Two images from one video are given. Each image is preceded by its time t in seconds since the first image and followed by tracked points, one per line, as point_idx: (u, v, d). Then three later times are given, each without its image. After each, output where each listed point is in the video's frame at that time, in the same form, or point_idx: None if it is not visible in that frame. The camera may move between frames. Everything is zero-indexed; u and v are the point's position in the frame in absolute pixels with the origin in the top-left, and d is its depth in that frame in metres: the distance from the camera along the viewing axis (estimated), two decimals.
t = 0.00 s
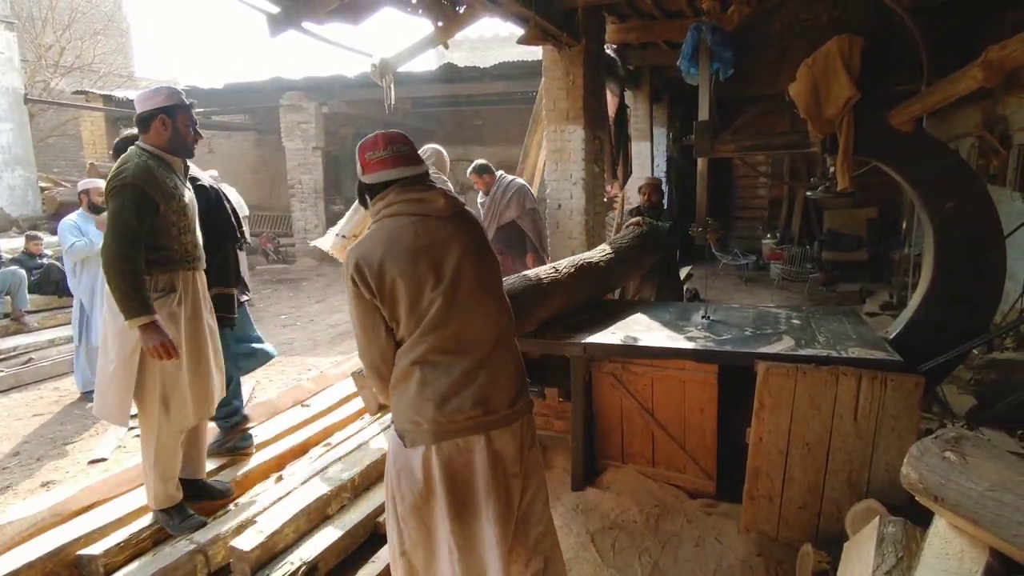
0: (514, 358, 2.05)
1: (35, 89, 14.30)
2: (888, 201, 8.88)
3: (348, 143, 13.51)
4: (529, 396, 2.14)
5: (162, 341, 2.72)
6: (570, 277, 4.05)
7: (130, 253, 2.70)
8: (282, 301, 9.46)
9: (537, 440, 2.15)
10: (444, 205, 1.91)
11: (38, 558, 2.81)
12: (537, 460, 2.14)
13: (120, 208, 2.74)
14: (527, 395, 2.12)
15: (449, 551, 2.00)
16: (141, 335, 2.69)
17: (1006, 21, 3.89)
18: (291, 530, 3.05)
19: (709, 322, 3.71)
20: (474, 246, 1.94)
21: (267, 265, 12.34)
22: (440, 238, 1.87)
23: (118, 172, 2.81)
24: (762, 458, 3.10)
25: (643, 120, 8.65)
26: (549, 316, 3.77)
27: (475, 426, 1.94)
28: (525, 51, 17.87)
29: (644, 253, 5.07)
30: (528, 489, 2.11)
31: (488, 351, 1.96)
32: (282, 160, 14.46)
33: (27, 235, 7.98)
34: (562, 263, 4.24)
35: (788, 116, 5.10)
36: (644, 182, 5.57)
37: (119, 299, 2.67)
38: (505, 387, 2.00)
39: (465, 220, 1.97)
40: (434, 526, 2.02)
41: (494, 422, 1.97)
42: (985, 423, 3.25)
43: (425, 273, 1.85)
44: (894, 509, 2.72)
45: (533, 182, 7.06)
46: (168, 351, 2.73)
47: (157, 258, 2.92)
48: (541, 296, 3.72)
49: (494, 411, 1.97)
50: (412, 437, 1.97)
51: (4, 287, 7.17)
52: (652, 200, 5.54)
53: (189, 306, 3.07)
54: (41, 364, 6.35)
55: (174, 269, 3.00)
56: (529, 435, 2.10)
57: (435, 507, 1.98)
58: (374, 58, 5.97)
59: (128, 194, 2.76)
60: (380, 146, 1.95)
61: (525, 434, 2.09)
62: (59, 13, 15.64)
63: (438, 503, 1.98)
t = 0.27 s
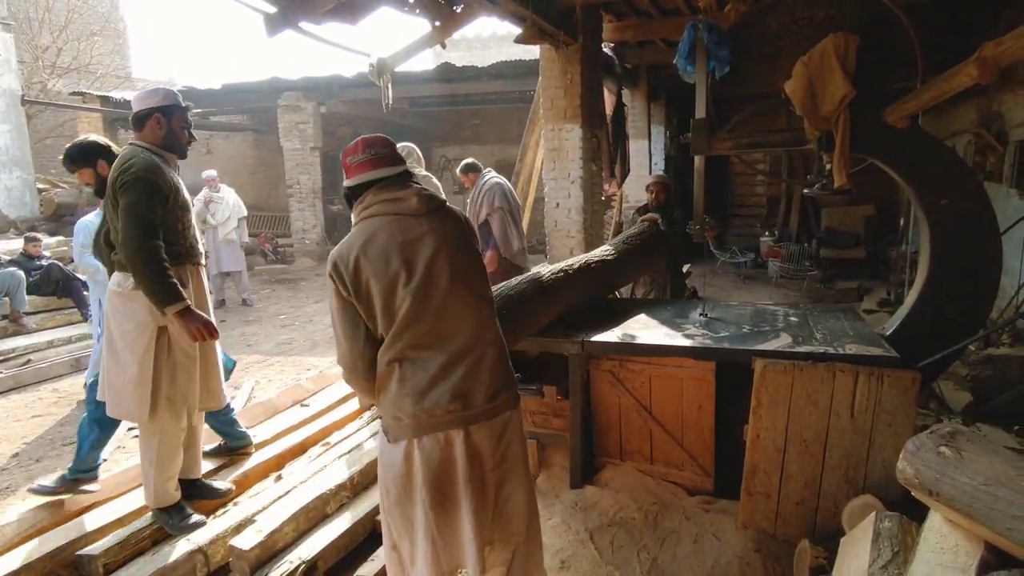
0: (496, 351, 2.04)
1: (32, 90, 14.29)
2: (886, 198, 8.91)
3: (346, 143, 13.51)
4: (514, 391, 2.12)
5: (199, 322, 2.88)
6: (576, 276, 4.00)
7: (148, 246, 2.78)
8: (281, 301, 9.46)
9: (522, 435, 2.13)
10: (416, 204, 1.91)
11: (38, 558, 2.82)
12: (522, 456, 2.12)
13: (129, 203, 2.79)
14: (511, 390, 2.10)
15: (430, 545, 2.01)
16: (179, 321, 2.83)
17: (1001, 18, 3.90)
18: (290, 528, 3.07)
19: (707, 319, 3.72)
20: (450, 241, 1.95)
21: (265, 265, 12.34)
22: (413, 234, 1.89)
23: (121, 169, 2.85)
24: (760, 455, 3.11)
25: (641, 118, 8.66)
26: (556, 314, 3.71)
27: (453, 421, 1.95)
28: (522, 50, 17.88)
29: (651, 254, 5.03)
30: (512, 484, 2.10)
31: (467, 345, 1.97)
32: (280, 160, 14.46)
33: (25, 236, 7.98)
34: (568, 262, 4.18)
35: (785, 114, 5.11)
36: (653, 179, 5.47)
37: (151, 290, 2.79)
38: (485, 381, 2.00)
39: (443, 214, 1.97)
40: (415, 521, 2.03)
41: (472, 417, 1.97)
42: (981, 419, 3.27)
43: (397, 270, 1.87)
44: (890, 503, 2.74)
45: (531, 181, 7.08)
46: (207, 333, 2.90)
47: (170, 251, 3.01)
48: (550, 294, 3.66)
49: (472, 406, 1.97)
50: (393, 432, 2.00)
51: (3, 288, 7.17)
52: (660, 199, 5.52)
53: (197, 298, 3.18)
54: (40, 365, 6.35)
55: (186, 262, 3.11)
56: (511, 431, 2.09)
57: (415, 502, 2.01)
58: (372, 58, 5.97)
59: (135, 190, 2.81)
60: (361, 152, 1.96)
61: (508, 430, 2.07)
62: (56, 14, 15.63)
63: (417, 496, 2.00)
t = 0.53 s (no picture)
0: (474, 353, 2.05)
1: (26, 94, 14.27)
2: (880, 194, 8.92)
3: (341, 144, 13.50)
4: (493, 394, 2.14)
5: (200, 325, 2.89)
6: (576, 278, 3.93)
7: (142, 246, 2.77)
8: (277, 302, 9.46)
9: (497, 439, 2.14)
10: (407, 203, 1.96)
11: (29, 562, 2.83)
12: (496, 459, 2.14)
13: (120, 203, 2.78)
14: (487, 393, 2.11)
15: (395, 540, 2.08)
16: (179, 323, 2.83)
17: (989, 13, 3.90)
18: (280, 529, 3.06)
19: (697, 316, 3.72)
20: (434, 240, 1.97)
21: (261, 267, 12.33)
22: (397, 231, 1.94)
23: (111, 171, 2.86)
24: (750, 452, 3.11)
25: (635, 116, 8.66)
26: (556, 316, 3.64)
27: (422, 422, 1.99)
28: (517, 49, 17.87)
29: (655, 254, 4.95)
30: (482, 485, 2.14)
31: (443, 345, 2.00)
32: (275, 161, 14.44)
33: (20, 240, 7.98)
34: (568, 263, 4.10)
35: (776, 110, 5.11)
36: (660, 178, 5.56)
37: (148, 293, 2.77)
38: (458, 384, 2.01)
39: (428, 212, 1.99)
40: (383, 517, 2.10)
41: (443, 418, 2.00)
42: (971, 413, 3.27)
43: (377, 267, 1.93)
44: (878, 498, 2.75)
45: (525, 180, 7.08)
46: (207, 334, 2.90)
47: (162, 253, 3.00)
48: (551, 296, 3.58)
49: (444, 407, 2.00)
50: (369, 426, 2.07)
51: None
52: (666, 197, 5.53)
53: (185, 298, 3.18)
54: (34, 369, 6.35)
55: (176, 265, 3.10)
56: (484, 434, 2.11)
57: (382, 498, 2.08)
58: (363, 58, 5.97)
59: (125, 190, 2.80)
60: (361, 154, 2.03)
61: (480, 432, 2.10)
62: (49, 18, 15.60)
63: (387, 492, 2.07)
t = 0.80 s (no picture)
0: (432, 358, 2.14)
1: (22, 89, 14.23)
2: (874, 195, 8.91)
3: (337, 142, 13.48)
4: (454, 399, 2.22)
5: (163, 329, 2.89)
6: (568, 278, 3.88)
7: (114, 244, 2.76)
8: (270, 299, 9.45)
9: (454, 444, 2.22)
10: (383, 207, 2.09)
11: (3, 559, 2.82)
12: (451, 465, 2.21)
13: (93, 201, 2.76)
14: (447, 398, 2.20)
15: (346, 527, 2.23)
16: (143, 324, 2.84)
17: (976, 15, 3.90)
18: (258, 528, 3.05)
19: (682, 316, 3.71)
20: (404, 242, 2.09)
21: (256, 264, 12.31)
22: (369, 232, 2.10)
23: (87, 168, 2.83)
24: (730, 452, 3.10)
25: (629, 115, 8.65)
26: (545, 315, 3.61)
27: (378, 415, 2.14)
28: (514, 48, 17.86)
29: (654, 257, 4.84)
30: (434, 489, 2.22)
31: (403, 344, 2.13)
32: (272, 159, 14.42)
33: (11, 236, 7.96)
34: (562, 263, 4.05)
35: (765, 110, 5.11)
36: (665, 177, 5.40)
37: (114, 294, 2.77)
38: (412, 385, 2.13)
39: (402, 215, 2.10)
40: (339, 503, 2.26)
41: (396, 415, 2.13)
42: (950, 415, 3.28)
43: (349, 265, 2.11)
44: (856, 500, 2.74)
45: (516, 178, 7.06)
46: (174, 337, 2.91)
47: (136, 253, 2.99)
48: (540, 296, 3.55)
49: (399, 404, 2.13)
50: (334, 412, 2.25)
51: None
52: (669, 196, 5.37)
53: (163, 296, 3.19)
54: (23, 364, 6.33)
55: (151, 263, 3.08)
56: (441, 437, 2.20)
57: (338, 483, 2.24)
58: (354, 55, 5.95)
59: (99, 187, 2.77)
60: (356, 151, 2.18)
61: (435, 435, 2.19)
62: (45, 13, 15.55)
63: (343, 479, 2.23)
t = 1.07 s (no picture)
0: (409, 347, 2.13)
1: (19, 80, 14.19)
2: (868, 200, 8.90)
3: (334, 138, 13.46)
4: (427, 390, 2.21)
5: (125, 319, 2.85)
6: (555, 277, 3.82)
7: (82, 233, 2.74)
8: (262, 294, 9.43)
9: (427, 434, 2.21)
10: (360, 198, 2.09)
11: None
12: (423, 454, 2.21)
13: (65, 188, 2.75)
14: (422, 389, 2.19)
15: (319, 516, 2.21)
16: (105, 314, 2.80)
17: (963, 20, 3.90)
18: (231, 522, 3.05)
19: (663, 317, 3.70)
20: (380, 234, 2.08)
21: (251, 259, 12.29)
22: (345, 224, 2.09)
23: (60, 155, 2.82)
24: (706, 454, 3.09)
25: (624, 116, 8.64)
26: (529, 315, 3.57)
27: (353, 404, 2.11)
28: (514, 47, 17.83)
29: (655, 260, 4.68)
30: (407, 479, 2.21)
31: (379, 334, 2.12)
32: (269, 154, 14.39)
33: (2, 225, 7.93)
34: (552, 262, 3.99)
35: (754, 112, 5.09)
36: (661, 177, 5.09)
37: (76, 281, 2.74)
38: (388, 374, 2.11)
39: (378, 208, 2.10)
40: (311, 494, 2.23)
41: (371, 404, 2.11)
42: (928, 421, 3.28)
43: (326, 254, 2.09)
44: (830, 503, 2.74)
45: (508, 176, 7.04)
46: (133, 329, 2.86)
47: (109, 241, 2.96)
48: (524, 296, 3.50)
49: (374, 394, 2.10)
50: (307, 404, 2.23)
51: None
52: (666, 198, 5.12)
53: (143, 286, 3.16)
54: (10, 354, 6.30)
55: (127, 251, 3.04)
56: (415, 427, 2.19)
57: (311, 473, 2.22)
58: (346, 50, 5.94)
59: (71, 176, 2.77)
60: (328, 150, 2.16)
61: (410, 425, 2.18)
62: (45, 4, 15.51)
63: (316, 468, 2.21)
